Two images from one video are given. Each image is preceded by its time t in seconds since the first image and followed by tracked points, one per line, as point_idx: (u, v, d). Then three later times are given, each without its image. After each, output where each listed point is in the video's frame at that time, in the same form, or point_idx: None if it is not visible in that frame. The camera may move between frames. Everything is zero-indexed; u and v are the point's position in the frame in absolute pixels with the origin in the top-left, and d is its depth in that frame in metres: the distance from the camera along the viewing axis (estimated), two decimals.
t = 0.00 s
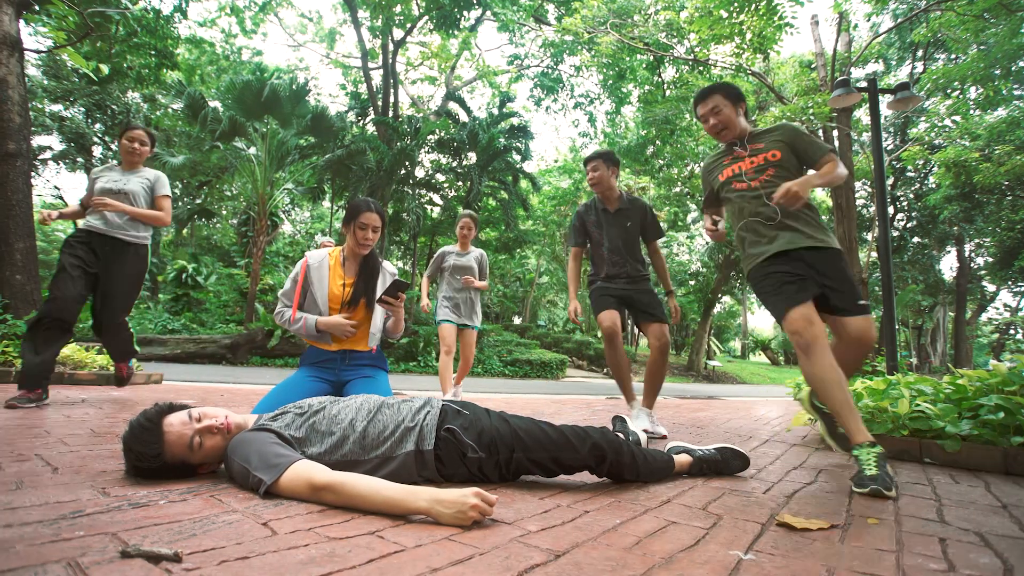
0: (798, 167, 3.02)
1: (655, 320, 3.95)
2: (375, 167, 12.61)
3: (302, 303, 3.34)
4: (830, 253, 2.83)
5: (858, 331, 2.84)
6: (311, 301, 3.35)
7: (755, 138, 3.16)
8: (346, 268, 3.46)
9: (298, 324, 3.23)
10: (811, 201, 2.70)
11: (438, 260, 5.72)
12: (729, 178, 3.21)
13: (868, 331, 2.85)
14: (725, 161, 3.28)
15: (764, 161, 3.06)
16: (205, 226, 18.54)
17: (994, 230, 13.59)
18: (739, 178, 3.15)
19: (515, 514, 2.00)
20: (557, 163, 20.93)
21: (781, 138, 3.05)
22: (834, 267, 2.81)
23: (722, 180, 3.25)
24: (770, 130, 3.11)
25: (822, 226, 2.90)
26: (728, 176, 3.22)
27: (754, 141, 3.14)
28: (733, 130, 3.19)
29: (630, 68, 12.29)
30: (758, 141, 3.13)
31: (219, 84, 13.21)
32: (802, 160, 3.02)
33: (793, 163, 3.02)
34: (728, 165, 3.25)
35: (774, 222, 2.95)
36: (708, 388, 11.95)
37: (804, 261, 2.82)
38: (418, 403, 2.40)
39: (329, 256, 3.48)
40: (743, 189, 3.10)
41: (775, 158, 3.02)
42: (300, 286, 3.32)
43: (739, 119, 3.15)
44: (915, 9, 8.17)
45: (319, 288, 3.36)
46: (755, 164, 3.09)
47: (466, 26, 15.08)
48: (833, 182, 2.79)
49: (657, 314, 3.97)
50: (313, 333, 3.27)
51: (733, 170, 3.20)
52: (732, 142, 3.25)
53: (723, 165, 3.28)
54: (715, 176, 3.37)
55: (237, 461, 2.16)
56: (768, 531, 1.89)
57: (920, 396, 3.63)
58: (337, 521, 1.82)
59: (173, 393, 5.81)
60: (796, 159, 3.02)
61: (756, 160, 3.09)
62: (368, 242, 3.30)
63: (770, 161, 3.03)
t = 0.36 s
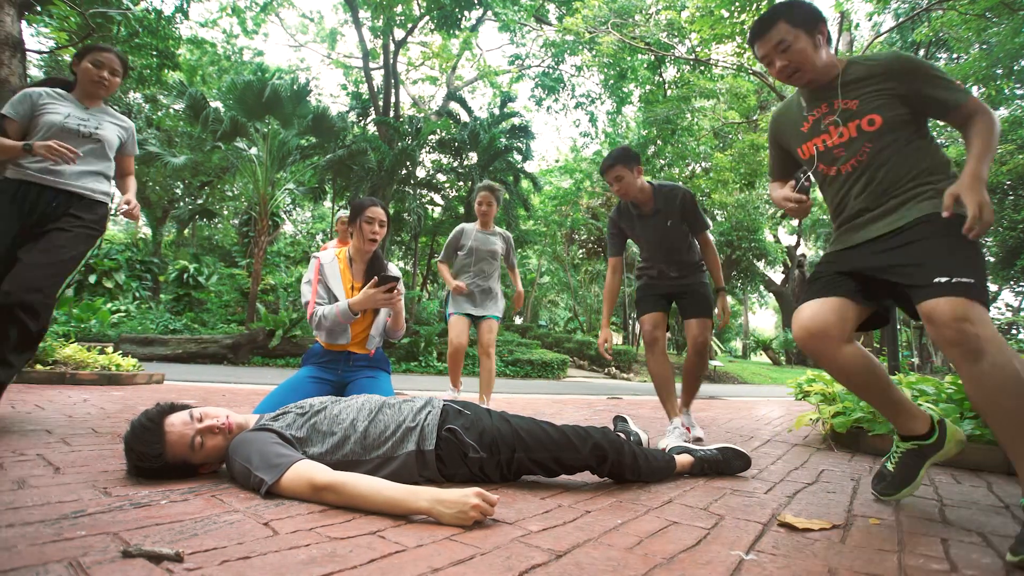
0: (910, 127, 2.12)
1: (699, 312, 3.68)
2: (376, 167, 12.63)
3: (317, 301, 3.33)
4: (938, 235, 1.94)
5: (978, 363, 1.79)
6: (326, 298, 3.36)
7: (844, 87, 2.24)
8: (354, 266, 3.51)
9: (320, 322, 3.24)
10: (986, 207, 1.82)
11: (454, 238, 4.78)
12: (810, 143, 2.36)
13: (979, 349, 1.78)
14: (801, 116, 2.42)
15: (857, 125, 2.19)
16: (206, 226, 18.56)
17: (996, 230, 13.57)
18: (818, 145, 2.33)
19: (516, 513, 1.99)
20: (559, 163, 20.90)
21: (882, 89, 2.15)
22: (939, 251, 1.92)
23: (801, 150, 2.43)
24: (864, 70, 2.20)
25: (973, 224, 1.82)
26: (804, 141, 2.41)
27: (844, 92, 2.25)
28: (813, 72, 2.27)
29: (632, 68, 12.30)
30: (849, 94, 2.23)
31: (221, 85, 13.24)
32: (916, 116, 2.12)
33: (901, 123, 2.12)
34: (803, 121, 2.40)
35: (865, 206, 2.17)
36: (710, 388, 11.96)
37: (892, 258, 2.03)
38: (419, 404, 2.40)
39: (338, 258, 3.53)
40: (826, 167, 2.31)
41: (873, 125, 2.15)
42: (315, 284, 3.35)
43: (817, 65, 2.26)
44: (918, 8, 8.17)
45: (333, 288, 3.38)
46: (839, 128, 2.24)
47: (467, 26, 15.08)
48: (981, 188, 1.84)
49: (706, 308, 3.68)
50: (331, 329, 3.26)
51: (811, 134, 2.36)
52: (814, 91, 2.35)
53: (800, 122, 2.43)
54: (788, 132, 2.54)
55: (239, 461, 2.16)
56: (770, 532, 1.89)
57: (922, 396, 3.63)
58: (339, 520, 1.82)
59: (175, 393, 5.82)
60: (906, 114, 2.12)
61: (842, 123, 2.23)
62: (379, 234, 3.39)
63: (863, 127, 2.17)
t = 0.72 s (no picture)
0: (903, 79, 1.93)
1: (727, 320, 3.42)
2: (377, 167, 12.66)
3: (319, 305, 3.35)
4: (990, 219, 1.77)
5: (998, 367, 1.71)
6: (326, 303, 3.38)
7: (818, 65, 2.08)
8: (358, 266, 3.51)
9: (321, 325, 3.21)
10: (978, 185, 1.65)
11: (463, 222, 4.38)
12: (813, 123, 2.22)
13: (1004, 352, 1.69)
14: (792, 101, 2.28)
15: (851, 103, 2.04)
16: (208, 226, 18.58)
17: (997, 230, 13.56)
18: (821, 127, 2.19)
19: (518, 513, 1.99)
20: (560, 163, 20.89)
21: (855, 57, 1.97)
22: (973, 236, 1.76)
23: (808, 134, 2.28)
24: (832, 41, 2.02)
25: (980, 198, 1.64)
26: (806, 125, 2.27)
27: (819, 70, 2.08)
28: (781, 57, 2.13)
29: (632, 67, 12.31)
30: (823, 71, 2.07)
31: (222, 85, 13.25)
32: (902, 67, 1.92)
33: (892, 80, 1.94)
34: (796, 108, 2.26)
35: (886, 176, 2.06)
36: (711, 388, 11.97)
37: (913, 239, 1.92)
38: (421, 403, 2.40)
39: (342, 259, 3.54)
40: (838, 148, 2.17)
41: (864, 100, 2.01)
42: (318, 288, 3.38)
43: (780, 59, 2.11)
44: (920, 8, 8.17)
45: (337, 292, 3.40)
46: (833, 110, 2.10)
47: (468, 25, 15.08)
48: (974, 163, 1.65)
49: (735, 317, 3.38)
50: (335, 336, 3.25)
51: (808, 120, 2.22)
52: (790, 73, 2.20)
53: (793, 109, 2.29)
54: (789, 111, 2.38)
55: (240, 461, 2.16)
56: (772, 532, 1.89)
57: (924, 396, 3.62)
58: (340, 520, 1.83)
59: (177, 393, 5.83)
60: (891, 70, 1.93)
61: (833, 105, 2.09)
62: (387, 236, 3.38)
63: (858, 103, 2.02)
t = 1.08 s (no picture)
0: (876, 58, 1.85)
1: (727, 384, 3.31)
2: (378, 167, 12.66)
3: (313, 299, 3.33)
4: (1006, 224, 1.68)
5: (994, 361, 1.59)
6: (320, 295, 3.37)
7: (793, 48, 2.04)
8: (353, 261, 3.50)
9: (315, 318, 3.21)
10: (975, 194, 1.62)
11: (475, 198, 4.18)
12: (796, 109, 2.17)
13: (997, 345, 1.58)
14: (775, 84, 2.24)
15: (823, 89, 1.99)
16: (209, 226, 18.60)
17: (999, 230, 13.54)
18: (802, 111, 2.15)
19: (520, 513, 1.99)
20: (561, 163, 20.87)
21: (822, 39, 1.92)
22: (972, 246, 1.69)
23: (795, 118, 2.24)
24: (804, 23, 1.97)
25: (984, 222, 1.60)
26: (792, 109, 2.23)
27: (795, 52, 2.04)
28: (748, 39, 2.10)
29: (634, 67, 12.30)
30: (797, 53, 2.03)
31: (223, 85, 13.23)
32: (874, 47, 1.84)
33: (863, 62, 1.87)
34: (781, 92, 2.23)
35: (872, 164, 2.01)
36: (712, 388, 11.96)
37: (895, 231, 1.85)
38: (422, 403, 2.41)
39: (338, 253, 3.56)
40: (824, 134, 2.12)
41: (836, 83, 1.95)
42: (310, 280, 3.38)
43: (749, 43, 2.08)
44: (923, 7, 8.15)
45: (330, 286, 3.39)
46: (808, 96, 2.07)
47: (469, 25, 15.07)
48: (956, 170, 1.65)
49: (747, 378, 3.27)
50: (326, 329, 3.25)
51: (791, 103, 2.18)
52: (771, 55, 2.16)
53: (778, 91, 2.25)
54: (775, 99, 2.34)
55: (241, 461, 2.15)
56: (776, 533, 1.87)
57: (927, 396, 3.62)
58: (341, 521, 1.82)
59: (179, 393, 5.83)
60: (861, 52, 1.86)
61: (808, 90, 2.06)
62: (376, 232, 3.39)
63: (829, 88, 1.97)
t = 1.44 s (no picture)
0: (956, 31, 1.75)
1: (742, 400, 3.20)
2: (380, 167, 12.64)
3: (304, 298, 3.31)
4: None
5: (1012, 374, 1.60)
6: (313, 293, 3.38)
7: (857, 18, 1.96)
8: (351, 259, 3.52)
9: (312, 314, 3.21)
10: None
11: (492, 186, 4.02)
12: (852, 90, 2.10)
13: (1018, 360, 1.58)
14: (831, 60, 2.15)
15: (887, 64, 1.90)
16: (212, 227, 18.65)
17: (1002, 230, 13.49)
18: (860, 88, 2.05)
19: (524, 515, 1.97)
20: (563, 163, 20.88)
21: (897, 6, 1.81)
22: None
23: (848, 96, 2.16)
24: None
25: None
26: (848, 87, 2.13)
27: (859, 23, 1.95)
28: None
29: (635, 67, 12.28)
30: (862, 25, 1.95)
31: (225, 85, 13.23)
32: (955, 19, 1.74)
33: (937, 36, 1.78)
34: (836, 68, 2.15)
35: (925, 151, 1.93)
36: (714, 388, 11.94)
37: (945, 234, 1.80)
38: (425, 404, 2.40)
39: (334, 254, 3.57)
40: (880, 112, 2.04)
41: (906, 57, 1.85)
42: (303, 279, 3.40)
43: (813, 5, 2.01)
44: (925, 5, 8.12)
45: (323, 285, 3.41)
46: (869, 72, 1.98)
47: (470, 25, 15.06)
48: (1016, 168, 1.58)
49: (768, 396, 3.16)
50: (319, 327, 3.26)
51: (847, 79, 2.10)
52: (832, 25, 2.08)
53: (833, 67, 2.16)
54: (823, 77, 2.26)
55: (241, 462, 2.14)
56: (782, 535, 1.86)
57: (932, 396, 3.60)
58: (344, 522, 1.80)
59: (181, 393, 5.84)
60: (940, 24, 1.76)
61: (869, 66, 1.97)
62: (370, 231, 3.40)
63: (894, 63, 1.88)
